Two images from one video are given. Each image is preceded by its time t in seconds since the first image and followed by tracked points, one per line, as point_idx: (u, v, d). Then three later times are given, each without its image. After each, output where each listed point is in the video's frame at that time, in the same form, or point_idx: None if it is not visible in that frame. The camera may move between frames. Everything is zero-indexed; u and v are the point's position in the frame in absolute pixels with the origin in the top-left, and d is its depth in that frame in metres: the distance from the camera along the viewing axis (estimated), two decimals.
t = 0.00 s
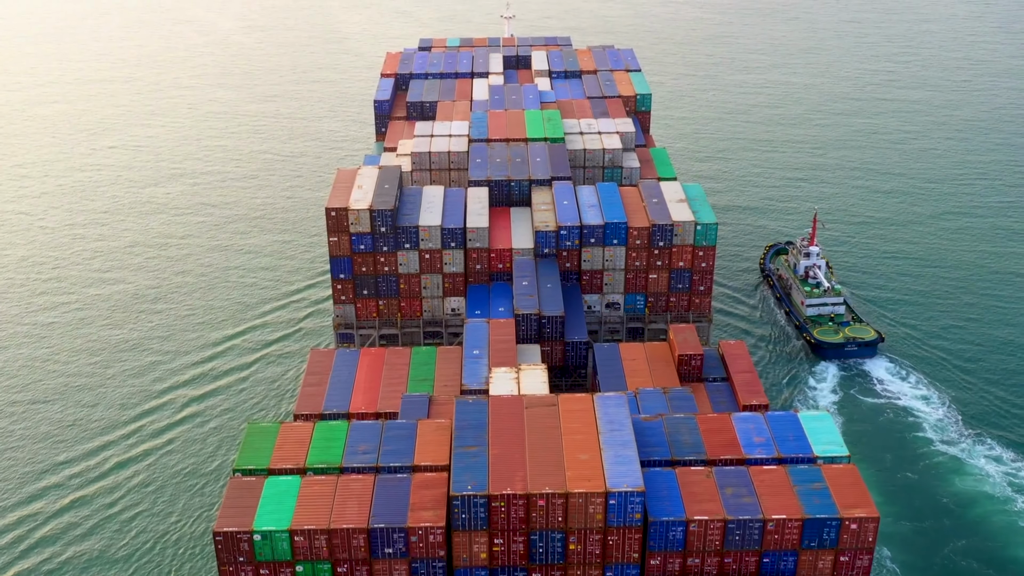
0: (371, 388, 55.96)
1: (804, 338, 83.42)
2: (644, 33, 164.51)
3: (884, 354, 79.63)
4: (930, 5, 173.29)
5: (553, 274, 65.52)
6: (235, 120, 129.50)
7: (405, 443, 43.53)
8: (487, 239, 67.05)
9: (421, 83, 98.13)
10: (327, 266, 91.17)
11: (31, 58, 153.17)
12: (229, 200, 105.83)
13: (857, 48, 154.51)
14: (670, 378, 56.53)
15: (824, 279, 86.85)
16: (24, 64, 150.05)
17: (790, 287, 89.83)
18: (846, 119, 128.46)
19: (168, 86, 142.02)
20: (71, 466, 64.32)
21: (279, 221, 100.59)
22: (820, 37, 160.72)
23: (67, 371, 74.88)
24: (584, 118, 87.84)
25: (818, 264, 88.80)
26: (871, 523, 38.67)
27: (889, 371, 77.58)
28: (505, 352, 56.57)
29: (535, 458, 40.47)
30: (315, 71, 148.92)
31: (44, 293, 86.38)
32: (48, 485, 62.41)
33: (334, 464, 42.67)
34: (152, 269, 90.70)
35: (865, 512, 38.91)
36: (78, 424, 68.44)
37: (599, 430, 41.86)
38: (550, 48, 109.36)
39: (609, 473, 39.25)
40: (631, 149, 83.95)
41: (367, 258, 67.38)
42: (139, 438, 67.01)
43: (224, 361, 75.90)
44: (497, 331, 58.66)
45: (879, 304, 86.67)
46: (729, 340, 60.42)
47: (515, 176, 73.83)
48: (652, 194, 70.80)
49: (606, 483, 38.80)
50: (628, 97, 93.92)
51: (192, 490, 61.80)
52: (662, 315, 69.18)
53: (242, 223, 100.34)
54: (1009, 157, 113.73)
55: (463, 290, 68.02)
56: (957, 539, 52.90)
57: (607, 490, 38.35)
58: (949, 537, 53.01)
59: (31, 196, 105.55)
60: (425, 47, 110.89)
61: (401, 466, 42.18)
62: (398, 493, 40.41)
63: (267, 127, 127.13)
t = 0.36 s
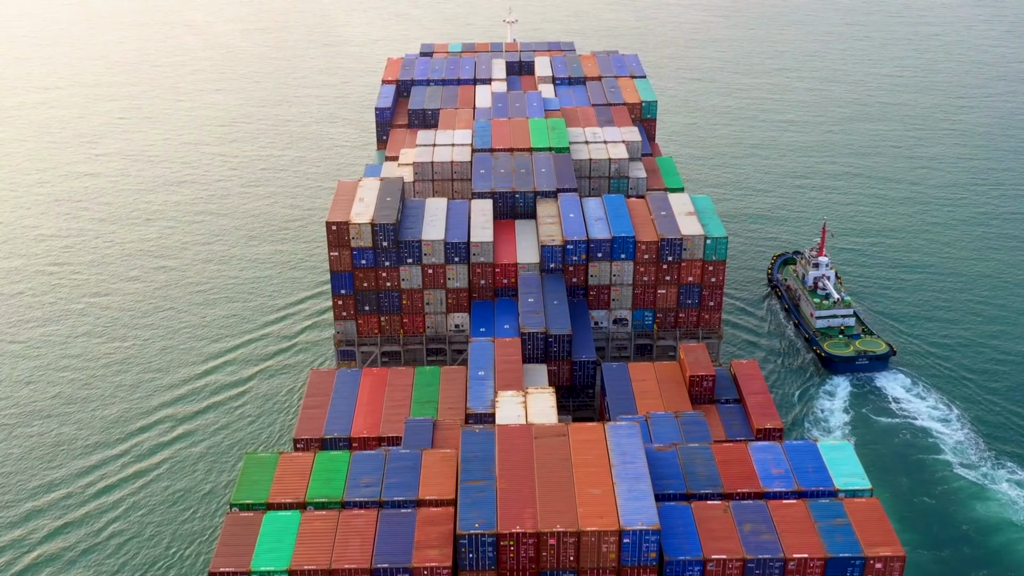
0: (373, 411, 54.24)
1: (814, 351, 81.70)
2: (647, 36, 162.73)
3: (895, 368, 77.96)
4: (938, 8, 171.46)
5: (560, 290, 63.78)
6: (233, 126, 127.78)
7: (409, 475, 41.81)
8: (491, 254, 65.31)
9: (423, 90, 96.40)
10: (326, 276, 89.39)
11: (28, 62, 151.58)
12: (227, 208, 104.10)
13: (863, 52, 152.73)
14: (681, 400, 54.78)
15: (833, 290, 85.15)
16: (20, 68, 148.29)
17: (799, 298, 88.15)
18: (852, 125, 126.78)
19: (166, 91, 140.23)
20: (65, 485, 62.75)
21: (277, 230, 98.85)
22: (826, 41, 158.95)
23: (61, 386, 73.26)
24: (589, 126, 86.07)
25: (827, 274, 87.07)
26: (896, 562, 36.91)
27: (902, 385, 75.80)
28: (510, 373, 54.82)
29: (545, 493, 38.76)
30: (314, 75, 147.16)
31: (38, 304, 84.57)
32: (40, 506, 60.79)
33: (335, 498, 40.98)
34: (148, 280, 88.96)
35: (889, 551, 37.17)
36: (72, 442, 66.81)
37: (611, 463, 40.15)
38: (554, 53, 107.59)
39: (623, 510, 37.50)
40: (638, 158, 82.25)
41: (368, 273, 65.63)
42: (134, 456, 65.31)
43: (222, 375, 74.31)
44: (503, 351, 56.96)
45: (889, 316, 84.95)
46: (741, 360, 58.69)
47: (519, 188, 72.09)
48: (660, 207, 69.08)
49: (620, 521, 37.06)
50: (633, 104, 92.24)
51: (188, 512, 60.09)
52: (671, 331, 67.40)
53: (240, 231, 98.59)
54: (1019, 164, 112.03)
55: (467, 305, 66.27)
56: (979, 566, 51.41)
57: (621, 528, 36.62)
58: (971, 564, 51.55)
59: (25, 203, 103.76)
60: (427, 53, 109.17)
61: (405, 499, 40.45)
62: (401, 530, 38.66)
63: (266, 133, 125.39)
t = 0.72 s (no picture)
0: (374, 435, 52.48)
1: (824, 364, 79.84)
2: (651, 40, 160.92)
3: (907, 381, 75.97)
4: (944, 11, 169.61)
5: (566, 307, 61.98)
6: (231, 131, 126.02)
7: (412, 510, 40.01)
8: (495, 269, 63.51)
9: (424, 97, 94.61)
10: (325, 287, 87.52)
11: (25, 66, 149.95)
12: (225, 216, 102.29)
13: (869, 55, 150.79)
14: (693, 424, 52.96)
15: (843, 302, 83.27)
16: (16, 72, 146.62)
17: (808, 310, 86.32)
18: (859, 131, 124.92)
19: (164, 96, 138.49)
20: (61, 505, 61.17)
21: (275, 239, 97.03)
22: (831, 44, 157.15)
23: (53, 401, 71.58)
24: (594, 135, 84.27)
25: (836, 286, 85.19)
26: None
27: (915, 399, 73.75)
28: (516, 396, 53.01)
29: (554, 532, 37.00)
30: (313, 80, 145.35)
31: (31, 317, 82.80)
32: (30, 528, 59.09)
33: (335, 535, 39.24)
34: (144, 291, 87.15)
35: None
36: (63, 460, 65.13)
37: (624, 499, 38.37)
38: (557, 59, 105.83)
39: (637, 552, 35.73)
40: (644, 168, 80.45)
41: (369, 289, 63.83)
42: (127, 475, 63.61)
43: (220, 390, 72.63)
44: (508, 372, 55.16)
45: (900, 328, 83.11)
46: (753, 382, 56.91)
47: (524, 200, 70.28)
48: (668, 220, 67.37)
49: (633, 563, 35.29)
50: (639, 112, 90.41)
51: (181, 535, 58.36)
52: (680, 348, 65.59)
53: (238, 241, 96.78)
54: None
55: (471, 322, 64.46)
56: None
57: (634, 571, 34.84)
58: None
59: (19, 212, 102.00)
60: (428, 59, 107.39)
61: (408, 538, 38.66)
62: (404, 571, 36.87)
63: (264, 139, 123.59)
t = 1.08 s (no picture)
0: (374, 461, 50.64)
1: (834, 379, 77.88)
2: (654, 44, 159.18)
3: (920, 396, 74.08)
4: (951, 14, 167.63)
5: (572, 326, 60.11)
6: (229, 138, 124.23)
7: (414, 549, 38.14)
8: (499, 286, 61.62)
9: (425, 105, 92.82)
10: (323, 299, 85.56)
11: (20, 71, 148.15)
12: (222, 224, 100.48)
13: (875, 59, 148.86)
14: (705, 450, 51.11)
15: (853, 314, 81.29)
16: (12, 77, 144.87)
17: (817, 322, 84.39)
18: (867, 136, 122.96)
19: (160, 101, 136.71)
20: (52, 528, 59.45)
21: (273, 249, 95.15)
22: (837, 48, 155.24)
23: (44, 417, 69.84)
24: (598, 144, 82.41)
25: (846, 297, 83.21)
26: None
27: (928, 413, 71.54)
28: (521, 422, 51.16)
29: None
30: (312, 85, 143.51)
31: (22, 329, 80.99)
32: (19, 553, 57.39)
33: None
34: (139, 302, 85.31)
35: None
36: (55, 480, 63.41)
37: (636, 540, 36.54)
38: (560, 66, 104.08)
39: None
40: (650, 178, 78.58)
41: (369, 306, 61.92)
42: (119, 496, 61.88)
43: (216, 406, 70.86)
44: (513, 396, 53.34)
45: (911, 340, 81.20)
46: (766, 405, 55.05)
47: (528, 213, 68.39)
48: (677, 234, 65.55)
49: None
50: (643, 120, 88.59)
51: (174, 561, 56.59)
52: (689, 367, 63.66)
53: (234, 251, 94.90)
54: None
55: (474, 340, 62.55)
56: None
57: None
58: None
59: (13, 221, 100.30)
60: (428, 66, 105.67)
61: None
62: None
63: (262, 146, 121.77)
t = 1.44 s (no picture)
0: (374, 487, 49.08)
1: (843, 392, 76.20)
2: (656, 48, 157.66)
3: (931, 409, 72.59)
4: (956, 18, 166.15)
5: (577, 343, 58.52)
6: (226, 144, 122.68)
7: None
8: (502, 302, 60.05)
9: (427, 113, 91.29)
10: (321, 310, 83.94)
11: (15, 75, 146.60)
12: (219, 233, 98.94)
13: (880, 63, 147.35)
14: (715, 475, 49.54)
15: (862, 326, 79.61)
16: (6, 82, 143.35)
17: (825, 334, 82.76)
18: (873, 142, 121.43)
19: (157, 106, 135.17)
20: (43, 548, 58.13)
21: (270, 258, 93.61)
22: (840, 52, 153.72)
23: (36, 433, 68.48)
24: (602, 154, 80.89)
25: (854, 309, 81.52)
26: None
27: (939, 428, 69.99)
28: (526, 446, 49.58)
29: None
30: (311, 90, 142.00)
31: (14, 342, 79.43)
32: None
33: None
34: (133, 314, 83.79)
35: None
36: (46, 499, 62.06)
37: None
38: (563, 72, 102.56)
39: None
40: (655, 188, 77.03)
41: (369, 323, 60.37)
42: (112, 515, 60.50)
43: (212, 421, 69.46)
44: (517, 418, 51.72)
45: (922, 352, 79.62)
46: (777, 427, 53.56)
47: (531, 226, 66.83)
48: (684, 248, 64.03)
49: None
50: (648, 128, 87.04)
51: None
52: (697, 385, 62.07)
53: (231, 260, 93.33)
54: None
55: (476, 357, 61.01)
56: None
57: None
58: None
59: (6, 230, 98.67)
60: (429, 72, 104.18)
61: None
62: None
63: (260, 152, 120.19)
